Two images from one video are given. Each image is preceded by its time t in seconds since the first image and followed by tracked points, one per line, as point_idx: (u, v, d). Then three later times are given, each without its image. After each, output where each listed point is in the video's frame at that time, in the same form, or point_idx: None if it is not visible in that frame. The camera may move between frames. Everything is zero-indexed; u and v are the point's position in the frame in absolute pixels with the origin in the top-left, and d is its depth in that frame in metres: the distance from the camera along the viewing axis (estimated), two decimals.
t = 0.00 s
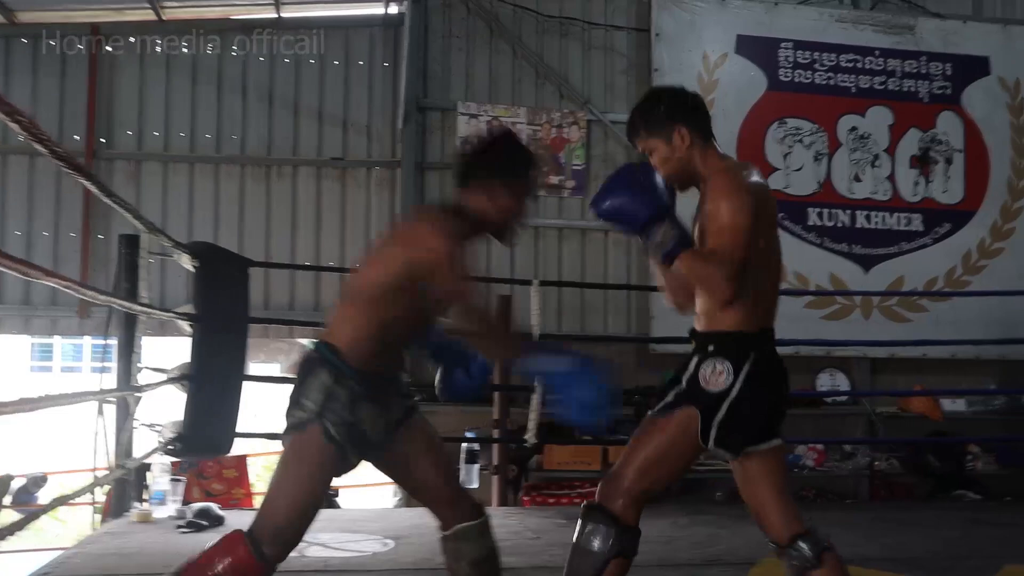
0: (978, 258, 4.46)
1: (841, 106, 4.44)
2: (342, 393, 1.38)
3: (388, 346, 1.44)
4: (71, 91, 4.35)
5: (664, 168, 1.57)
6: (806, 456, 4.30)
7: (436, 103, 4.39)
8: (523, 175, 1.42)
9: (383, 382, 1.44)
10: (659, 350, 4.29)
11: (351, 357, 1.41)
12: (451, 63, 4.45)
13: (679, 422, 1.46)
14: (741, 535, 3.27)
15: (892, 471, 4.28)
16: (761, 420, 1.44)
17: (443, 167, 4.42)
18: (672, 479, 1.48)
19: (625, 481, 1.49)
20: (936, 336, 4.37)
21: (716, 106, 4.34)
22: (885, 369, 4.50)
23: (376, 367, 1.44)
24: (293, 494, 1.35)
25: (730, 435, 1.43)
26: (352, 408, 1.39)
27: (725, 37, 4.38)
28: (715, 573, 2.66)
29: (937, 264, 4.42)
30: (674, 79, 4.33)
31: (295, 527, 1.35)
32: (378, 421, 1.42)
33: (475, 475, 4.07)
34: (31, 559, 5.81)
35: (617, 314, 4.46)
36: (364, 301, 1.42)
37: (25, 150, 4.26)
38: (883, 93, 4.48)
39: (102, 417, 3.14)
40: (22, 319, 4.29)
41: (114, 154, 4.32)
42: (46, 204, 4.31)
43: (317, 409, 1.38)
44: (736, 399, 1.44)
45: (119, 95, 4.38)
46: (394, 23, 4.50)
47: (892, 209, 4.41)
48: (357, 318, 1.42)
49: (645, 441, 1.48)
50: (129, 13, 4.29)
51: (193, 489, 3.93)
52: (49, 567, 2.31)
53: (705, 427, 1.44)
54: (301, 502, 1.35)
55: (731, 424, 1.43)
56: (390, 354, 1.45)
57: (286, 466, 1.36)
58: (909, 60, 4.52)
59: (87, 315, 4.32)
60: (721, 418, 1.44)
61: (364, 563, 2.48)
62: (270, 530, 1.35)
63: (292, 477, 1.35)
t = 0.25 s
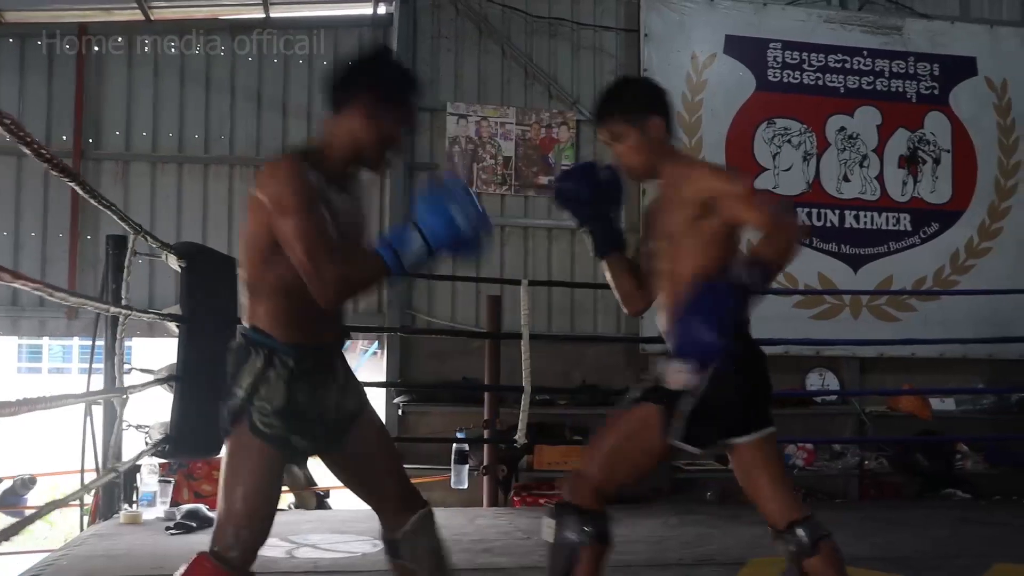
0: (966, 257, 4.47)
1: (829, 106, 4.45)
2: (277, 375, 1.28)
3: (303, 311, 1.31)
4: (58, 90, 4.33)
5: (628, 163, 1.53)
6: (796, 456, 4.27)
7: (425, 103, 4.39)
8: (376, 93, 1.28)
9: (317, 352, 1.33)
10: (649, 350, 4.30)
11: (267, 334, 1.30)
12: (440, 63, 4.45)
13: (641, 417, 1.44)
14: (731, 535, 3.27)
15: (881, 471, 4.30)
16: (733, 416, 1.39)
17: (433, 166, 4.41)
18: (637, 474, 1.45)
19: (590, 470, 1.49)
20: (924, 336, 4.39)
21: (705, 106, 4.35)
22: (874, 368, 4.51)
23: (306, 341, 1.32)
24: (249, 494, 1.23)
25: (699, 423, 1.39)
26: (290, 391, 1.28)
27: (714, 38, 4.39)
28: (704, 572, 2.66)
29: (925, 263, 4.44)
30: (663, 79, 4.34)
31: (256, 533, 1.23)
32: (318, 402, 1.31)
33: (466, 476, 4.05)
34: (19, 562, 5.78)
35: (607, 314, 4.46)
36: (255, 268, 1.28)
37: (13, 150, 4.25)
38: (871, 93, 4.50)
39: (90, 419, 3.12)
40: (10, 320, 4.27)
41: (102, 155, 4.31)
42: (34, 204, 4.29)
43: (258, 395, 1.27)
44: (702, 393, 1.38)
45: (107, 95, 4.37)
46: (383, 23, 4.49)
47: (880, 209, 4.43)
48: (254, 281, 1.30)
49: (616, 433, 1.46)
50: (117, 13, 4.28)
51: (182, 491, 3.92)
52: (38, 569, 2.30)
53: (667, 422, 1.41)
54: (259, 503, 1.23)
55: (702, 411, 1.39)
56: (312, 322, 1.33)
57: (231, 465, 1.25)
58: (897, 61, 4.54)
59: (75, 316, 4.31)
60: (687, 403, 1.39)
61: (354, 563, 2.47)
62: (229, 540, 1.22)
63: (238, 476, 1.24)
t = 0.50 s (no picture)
0: (959, 257, 4.48)
1: (822, 106, 4.46)
2: (270, 350, 1.25)
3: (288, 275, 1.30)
4: (50, 92, 4.33)
5: (543, 162, 1.58)
6: (790, 456, 4.24)
7: (418, 104, 4.39)
8: (321, 56, 1.33)
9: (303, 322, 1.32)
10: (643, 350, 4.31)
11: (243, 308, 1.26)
12: (433, 64, 4.45)
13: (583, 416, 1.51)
14: (725, 535, 3.27)
15: (875, 471, 4.28)
16: (673, 399, 1.42)
17: (426, 167, 4.41)
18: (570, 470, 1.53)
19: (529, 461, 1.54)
20: (918, 335, 4.39)
21: (698, 106, 4.35)
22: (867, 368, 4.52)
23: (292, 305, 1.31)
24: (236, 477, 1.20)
25: (634, 420, 1.42)
26: (282, 367, 1.26)
27: (707, 38, 4.39)
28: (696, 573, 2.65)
29: (919, 263, 4.44)
30: (656, 79, 4.34)
31: (240, 519, 1.19)
32: (310, 381, 1.30)
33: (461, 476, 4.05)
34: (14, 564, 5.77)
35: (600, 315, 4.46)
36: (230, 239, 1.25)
37: (5, 152, 4.25)
38: (863, 93, 4.50)
39: (82, 421, 3.12)
40: (3, 322, 4.26)
41: (94, 156, 4.30)
42: (26, 206, 4.29)
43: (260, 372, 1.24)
44: (639, 381, 1.43)
45: (99, 97, 4.37)
46: (375, 24, 4.49)
47: (873, 209, 4.43)
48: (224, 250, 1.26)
49: (550, 429, 1.55)
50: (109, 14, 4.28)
51: (176, 493, 3.91)
52: (33, 570, 2.30)
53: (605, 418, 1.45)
54: (253, 486, 1.20)
55: (638, 404, 1.42)
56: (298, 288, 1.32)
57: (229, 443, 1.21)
58: (889, 60, 4.54)
59: (68, 317, 4.30)
60: (625, 397, 1.43)
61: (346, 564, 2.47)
62: (214, 525, 1.18)
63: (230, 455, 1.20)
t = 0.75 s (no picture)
0: (965, 255, 4.47)
1: (825, 105, 4.45)
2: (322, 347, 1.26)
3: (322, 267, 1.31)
4: (55, 96, 4.36)
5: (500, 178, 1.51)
6: (795, 455, 4.23)
7: (421, 104, 4.40)
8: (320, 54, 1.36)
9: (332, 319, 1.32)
10: (648, 350, 4.32)
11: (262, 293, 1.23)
12: (436, 65, 4.46)
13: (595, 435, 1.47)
14: (731, 534, 3.27)
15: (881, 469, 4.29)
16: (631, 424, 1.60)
17: (429, 168, 4.42)
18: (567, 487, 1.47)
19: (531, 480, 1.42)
20: (923, 334, 4.38)
21: (701, 105, 4.35)
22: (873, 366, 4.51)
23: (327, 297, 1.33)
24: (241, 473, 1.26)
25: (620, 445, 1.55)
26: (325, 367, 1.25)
27: (710, 37, 4.39)
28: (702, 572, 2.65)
29: (924, 261, 4.43)
30: (659, 79, 4.34)
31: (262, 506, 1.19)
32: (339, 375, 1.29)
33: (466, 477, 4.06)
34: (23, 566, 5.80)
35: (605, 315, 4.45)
36: (271, 220, 1.23)
37: (12, 155, 4.28)
38: (867, 91, 4.50)
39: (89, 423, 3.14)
40: (10, 325, 4.29)
41: (100, 159, 4.33)
42: (33, 210, 4.31)
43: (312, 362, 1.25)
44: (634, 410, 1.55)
45: (104, 100, 4.39)
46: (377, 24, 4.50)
47: (877, 207, 4.42)
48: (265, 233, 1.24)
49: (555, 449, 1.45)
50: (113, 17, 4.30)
51: (183, 494, 3.93)
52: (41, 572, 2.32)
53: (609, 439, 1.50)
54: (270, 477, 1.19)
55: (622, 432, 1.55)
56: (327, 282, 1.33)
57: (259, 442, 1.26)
58: (893, 58, 4.53)
59: (75, 320, 4.33)
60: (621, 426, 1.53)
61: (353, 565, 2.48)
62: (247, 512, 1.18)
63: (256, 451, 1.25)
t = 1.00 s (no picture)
0: (976, 254, 4.45)
1: (837, 103, 4.43)
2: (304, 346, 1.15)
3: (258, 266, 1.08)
4: (67, 90, 4.37)
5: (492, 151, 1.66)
6: (804, 454, 4.28)
7: (432, 101, 4.41)
8: (321, 57, 1.16)
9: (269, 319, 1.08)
10: (658, 347, 4.33)
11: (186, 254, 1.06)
12: (447, 61, 4.46)
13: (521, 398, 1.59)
14: (740, 532, 3.27)
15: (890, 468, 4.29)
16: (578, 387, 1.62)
17: (440, 164, 4.43)
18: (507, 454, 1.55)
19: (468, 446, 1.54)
20: (933, 333, 4.37)
21: (712, 102, 4.35)
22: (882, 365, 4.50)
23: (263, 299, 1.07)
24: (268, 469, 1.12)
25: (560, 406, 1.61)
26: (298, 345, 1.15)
27: (721, 34, 4.38)
28: (711, 570, 2.65)
29: (935, 260, 4.42)
30: (670, 76, 4.34)
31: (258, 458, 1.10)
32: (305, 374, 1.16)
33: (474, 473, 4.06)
34: (33, 558, 5.83)
35: (614, 312, 4.45)
36: (204, 185, 1.03)
37: (24, 149, 4.29)
38: (879, 89, 4.48)
39: (101, 417, 3.15)
40: (22, 319, 4.31)
41: (111, 154, 4.35)
42: (45, 205, 4.33)
43: (294, 337, 1.12)
44: (570, 367, 1.61)
45: (116, 95, 4.40)
46: (389, 20, 4.51)
47: (888, 205, 4.41)
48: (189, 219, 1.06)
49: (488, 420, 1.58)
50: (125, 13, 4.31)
51: (193, 488, 3.94)
52: (52, 564, 2.33)
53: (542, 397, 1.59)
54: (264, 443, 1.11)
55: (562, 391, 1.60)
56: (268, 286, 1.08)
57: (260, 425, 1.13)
58: (905, 56, 4.51)
59: (86, 314, 4.34)
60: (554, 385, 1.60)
61: (364, 560, 2.48)
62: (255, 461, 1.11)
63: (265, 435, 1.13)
